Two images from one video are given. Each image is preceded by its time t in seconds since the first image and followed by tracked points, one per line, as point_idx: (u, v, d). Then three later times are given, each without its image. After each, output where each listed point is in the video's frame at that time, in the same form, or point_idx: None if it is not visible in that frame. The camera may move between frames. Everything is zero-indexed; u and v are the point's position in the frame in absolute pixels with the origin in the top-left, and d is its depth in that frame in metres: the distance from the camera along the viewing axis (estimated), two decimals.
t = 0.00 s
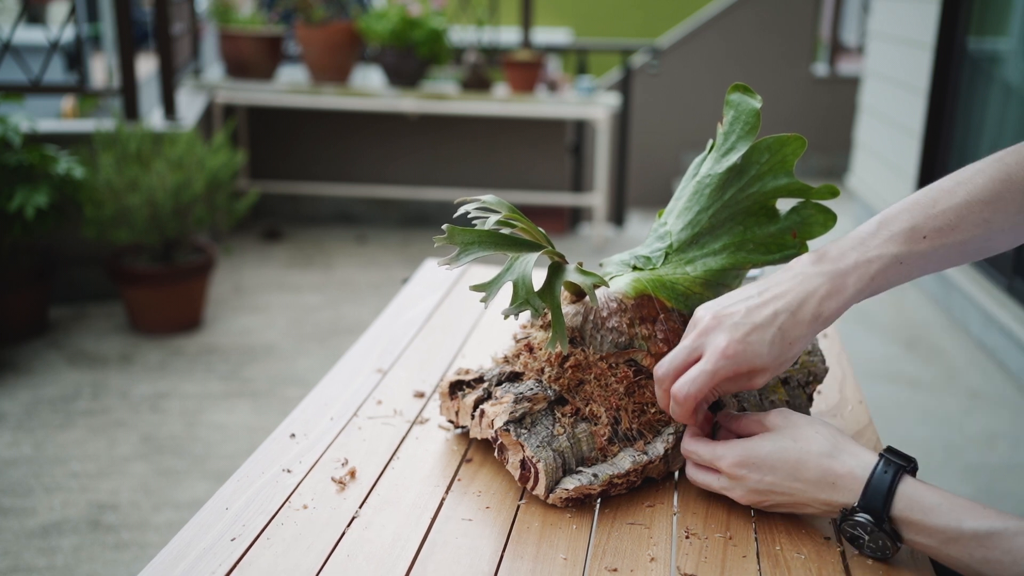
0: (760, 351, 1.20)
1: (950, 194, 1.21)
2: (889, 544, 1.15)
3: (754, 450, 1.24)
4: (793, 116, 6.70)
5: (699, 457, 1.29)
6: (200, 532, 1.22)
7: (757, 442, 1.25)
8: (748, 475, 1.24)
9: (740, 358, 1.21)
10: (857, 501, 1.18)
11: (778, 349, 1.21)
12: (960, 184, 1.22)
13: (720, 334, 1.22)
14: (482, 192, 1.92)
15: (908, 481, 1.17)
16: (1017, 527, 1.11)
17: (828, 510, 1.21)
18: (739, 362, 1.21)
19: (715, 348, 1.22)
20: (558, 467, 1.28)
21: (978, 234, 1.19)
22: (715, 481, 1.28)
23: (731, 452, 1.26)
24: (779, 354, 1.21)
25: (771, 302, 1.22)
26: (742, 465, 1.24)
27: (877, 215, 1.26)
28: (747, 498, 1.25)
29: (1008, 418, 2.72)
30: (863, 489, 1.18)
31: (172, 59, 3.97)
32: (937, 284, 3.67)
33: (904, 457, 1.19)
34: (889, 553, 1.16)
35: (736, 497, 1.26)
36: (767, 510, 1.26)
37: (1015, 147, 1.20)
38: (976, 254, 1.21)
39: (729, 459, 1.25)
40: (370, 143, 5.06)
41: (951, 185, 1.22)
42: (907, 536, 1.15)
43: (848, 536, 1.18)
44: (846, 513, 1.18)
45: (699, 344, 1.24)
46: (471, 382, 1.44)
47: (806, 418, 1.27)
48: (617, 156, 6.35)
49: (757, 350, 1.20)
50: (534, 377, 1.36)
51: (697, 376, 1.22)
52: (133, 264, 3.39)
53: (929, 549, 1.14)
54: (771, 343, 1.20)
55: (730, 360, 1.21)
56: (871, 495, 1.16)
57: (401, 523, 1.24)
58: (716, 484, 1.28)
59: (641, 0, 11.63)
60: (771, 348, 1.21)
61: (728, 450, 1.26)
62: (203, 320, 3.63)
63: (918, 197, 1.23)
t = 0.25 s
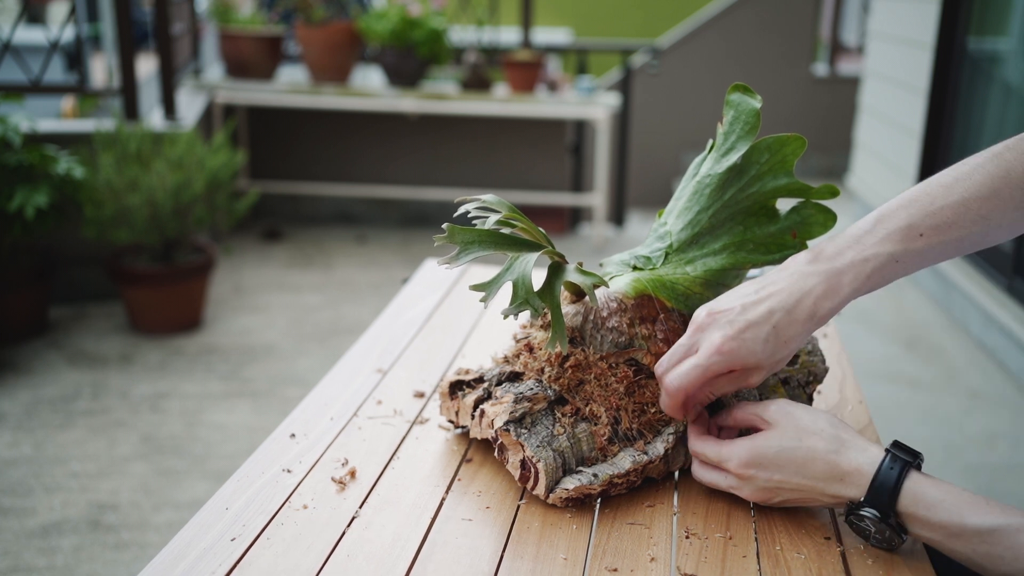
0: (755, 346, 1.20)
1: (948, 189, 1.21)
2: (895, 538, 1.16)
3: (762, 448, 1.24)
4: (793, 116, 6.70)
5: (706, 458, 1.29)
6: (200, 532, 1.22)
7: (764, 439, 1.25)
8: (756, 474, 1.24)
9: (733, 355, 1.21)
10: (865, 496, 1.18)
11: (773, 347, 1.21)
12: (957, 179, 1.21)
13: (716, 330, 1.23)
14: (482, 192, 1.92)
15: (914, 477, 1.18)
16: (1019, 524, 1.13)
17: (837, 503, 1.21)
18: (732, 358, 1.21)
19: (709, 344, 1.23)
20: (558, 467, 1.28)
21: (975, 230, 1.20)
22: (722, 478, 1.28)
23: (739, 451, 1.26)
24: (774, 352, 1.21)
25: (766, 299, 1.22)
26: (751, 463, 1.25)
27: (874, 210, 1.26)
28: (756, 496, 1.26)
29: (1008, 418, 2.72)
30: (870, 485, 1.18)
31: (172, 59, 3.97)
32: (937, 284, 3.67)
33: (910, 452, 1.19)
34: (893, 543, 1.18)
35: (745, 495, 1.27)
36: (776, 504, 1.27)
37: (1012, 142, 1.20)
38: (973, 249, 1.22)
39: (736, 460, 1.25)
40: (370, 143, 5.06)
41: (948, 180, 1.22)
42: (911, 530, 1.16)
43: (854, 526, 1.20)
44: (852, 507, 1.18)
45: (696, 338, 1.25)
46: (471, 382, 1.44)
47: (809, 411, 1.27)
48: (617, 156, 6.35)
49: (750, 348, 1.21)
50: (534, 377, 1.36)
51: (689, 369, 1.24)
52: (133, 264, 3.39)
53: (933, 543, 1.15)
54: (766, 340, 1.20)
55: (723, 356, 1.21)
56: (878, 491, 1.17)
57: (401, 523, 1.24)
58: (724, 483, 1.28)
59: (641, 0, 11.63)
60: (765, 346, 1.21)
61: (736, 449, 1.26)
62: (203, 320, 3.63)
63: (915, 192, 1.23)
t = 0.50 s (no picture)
0: (739, 326, 1.20)
1: (943, 185, 1.21)
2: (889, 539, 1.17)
3: (748, 470, 1.24)
4: (793, 116, 6.70)
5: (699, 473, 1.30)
6: (200, 532, 1.22)
7: (750, 458, 1.24)
8: (749, 492, 1.25)
9: (717, 336, 1.20)
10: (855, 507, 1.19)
11: (758, 334, 1.21)
12: (954, 175, 1.22)
13: (701, 312, 1.23)
14: (483, 192, 1.92)
15: (901, 483, 1.17)
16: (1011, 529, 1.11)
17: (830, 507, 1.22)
18: (716, 339, 1.20)
19: (693, 324, 1.22)
20: (557, 467, 1.28)
21: (970, 225, 1.19)
22: (717, 490, 1.29)
23: (728, 472, 1.25)
24: (759, 339, 1.21)
25: (753, 287, 1.23)
26: (741, 483, 1.25)
27: (870, 208, 1.27)
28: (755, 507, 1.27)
29: (1007, 418, 2.72)
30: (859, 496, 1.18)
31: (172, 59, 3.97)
32: (937, 284, 3.67)
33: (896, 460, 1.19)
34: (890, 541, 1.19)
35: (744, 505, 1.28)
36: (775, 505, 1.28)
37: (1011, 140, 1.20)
38: (969, 246, 1.21)
39: (727, 481, 1.26)
40: (370, 143, 5.06)
41: (944, 176, 1.22)
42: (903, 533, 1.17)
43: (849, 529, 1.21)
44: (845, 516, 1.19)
45: (682, 323, 1.25)
46: (471, 382, 1.44)
47: (787, 417, 1.26)
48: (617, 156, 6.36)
49: (735, 329, 1.20)
50: (534, 377, 1.36)
51: (672, 340, 1.22)
52: (133, 264, 3.39)
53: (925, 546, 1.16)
54: (752, 323, 1.20)
55: (707, 334, 1.20)
56: (866, 502, 1.17)
57: (401, 522, 1.24)
58: (721, 495, 1.29)
59: None
60: (751, 331, 1.21)
61: (724, 470, 1.26)
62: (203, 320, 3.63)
63: (911, 189, 1.24)
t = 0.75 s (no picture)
0: (741, 322, 1.20)
1: (943, 182, 1.22)
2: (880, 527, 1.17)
3: (739, 477, 1.24)
4: (793, 116, 6.70)
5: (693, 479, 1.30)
6: (199, 532, 1.22)
7: (738, 464, 1.24)
8: (745, 496, 1.25)
9: (718, 332, 1.20)
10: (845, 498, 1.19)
11: (759, 329, 1.20)
12: (953, 172, 1.22)
13: (703, 310, 1.23)
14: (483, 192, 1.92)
15: (886, 471, 1.17)
16: (998, 517, 1.11)
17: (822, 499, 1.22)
18: (718, 335, 1.20)
19: (695, 323, 1.22)
20: (557, 467, 1.28)
21: (970, 222, 1.19)
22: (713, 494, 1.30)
23: (720, 482, 1.26)
24: (761, 334, 1.20)
25: (753, 284, 1.23)
26: (735, 491, 1.25)
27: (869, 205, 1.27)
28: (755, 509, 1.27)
29: (1007, 418, 2.72)
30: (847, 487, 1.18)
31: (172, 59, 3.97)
32: (937, 284, 3.67)
33: (879, 446, 1.19)
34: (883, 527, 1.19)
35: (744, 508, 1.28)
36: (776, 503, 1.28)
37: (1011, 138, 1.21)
38: (968, 244, 1.21)
39: (720, 488, 1.26)
40: (370, 143, 5.06)
41: (944, 174, 1.22)
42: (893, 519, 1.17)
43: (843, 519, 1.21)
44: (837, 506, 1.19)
45: (684, 321, 1.25)
46: (471, 382, 1.44)
47: (768, 417, 1.27)
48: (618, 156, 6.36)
49: (737, 325, 1.20)
50: (534, 377, 1.36)
51: (675, 340, 1.22)
52: (133, 264, 3.39)
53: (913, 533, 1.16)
54: (753, 319, 1.20)
55: (709, 330, 1.20)
56: (854, 492, 1.17)
57: (401, 523, 1.24)
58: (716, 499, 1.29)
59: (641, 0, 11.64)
60: (752, 327, 1.20)
61: (716, 481, 1.26)
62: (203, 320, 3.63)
63: (911, 186, 1.24)
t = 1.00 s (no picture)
0: (737, 319, 1.20)
1: (941, 181, 1.22)
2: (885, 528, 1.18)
3: (745, 472, 1.24)
4: (793, 116, 6.70)
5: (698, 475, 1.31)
6: (199, 532, 1.22)
7: (745, 460, 1.25)
8: (750, 493, 1.25)
9: (715, 329, 1.20)
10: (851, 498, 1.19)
11: (756, 326, 1.20)
12: (952, 171, 1.22)
13: (699, 306, 1.23)
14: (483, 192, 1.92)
15: (894, 472, 1.18)
16: (1005, 519, 1.11)
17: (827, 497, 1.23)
18: (714, 331, 1.20)
19: (692, 319, 1.22)
20: (557, 467, 1.28)
21: (968, 221, 1.19)
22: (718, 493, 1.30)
23: (726, 477, 1.26)
24: (757, 331, 1.20)
25: (751, 281, 1.23)
26: (740, 487, 1.25)
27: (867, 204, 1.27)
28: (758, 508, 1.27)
29: (1007, 418, 2.72)
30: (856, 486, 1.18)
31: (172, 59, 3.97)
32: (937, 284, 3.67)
33: (889, 447, 1.19)
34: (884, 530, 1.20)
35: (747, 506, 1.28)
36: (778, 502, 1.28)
37: (1009, 138, 1.21)
38: (966, 243, 1.21)
39: (726, 485, 1.26)
40: (370, 143, 5.06)
41: (942, 173, 1.22)
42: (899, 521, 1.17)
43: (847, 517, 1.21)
44: (841, 505, 1.20)
45: (681, 318, 1.25)
46: (471, 382, 1.44)
47: (779, 418, 1.27)
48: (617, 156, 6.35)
49: (734, 321, 1.20)
50: (534, 377, 1.36)
51: (672, 337, 1.22)
52: (133, 264, 3.39)
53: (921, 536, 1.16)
54: (749, 316, 1.20)
55: (706, 326, 1.20)
56: (862, 492, 1.17)
57: (401, 523, 1.24)
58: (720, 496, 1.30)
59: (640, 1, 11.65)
60: (749, 324, 1.20)
61: (722, 475, 1.26)
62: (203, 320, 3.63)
63: (910, 185, 1.24)
